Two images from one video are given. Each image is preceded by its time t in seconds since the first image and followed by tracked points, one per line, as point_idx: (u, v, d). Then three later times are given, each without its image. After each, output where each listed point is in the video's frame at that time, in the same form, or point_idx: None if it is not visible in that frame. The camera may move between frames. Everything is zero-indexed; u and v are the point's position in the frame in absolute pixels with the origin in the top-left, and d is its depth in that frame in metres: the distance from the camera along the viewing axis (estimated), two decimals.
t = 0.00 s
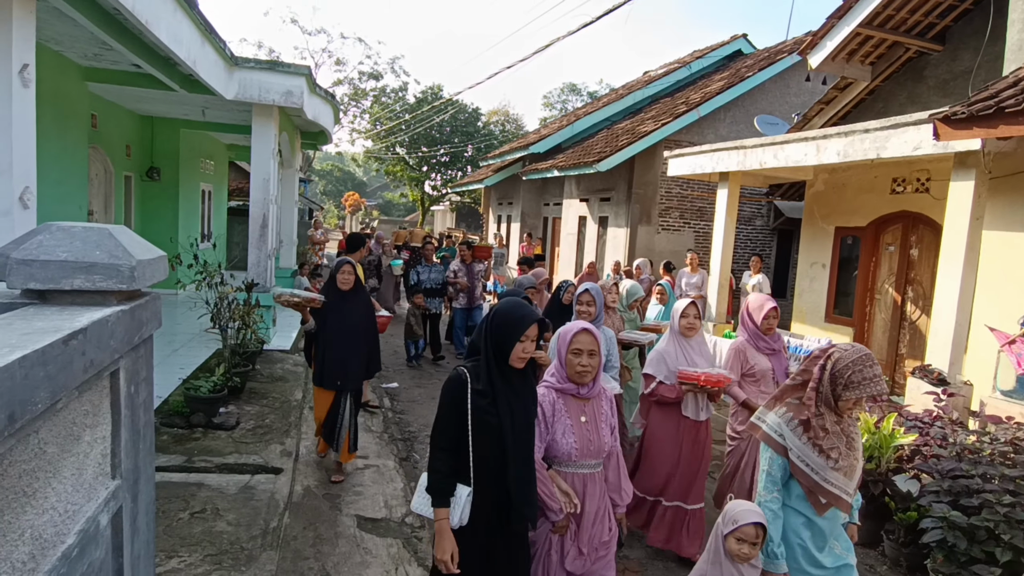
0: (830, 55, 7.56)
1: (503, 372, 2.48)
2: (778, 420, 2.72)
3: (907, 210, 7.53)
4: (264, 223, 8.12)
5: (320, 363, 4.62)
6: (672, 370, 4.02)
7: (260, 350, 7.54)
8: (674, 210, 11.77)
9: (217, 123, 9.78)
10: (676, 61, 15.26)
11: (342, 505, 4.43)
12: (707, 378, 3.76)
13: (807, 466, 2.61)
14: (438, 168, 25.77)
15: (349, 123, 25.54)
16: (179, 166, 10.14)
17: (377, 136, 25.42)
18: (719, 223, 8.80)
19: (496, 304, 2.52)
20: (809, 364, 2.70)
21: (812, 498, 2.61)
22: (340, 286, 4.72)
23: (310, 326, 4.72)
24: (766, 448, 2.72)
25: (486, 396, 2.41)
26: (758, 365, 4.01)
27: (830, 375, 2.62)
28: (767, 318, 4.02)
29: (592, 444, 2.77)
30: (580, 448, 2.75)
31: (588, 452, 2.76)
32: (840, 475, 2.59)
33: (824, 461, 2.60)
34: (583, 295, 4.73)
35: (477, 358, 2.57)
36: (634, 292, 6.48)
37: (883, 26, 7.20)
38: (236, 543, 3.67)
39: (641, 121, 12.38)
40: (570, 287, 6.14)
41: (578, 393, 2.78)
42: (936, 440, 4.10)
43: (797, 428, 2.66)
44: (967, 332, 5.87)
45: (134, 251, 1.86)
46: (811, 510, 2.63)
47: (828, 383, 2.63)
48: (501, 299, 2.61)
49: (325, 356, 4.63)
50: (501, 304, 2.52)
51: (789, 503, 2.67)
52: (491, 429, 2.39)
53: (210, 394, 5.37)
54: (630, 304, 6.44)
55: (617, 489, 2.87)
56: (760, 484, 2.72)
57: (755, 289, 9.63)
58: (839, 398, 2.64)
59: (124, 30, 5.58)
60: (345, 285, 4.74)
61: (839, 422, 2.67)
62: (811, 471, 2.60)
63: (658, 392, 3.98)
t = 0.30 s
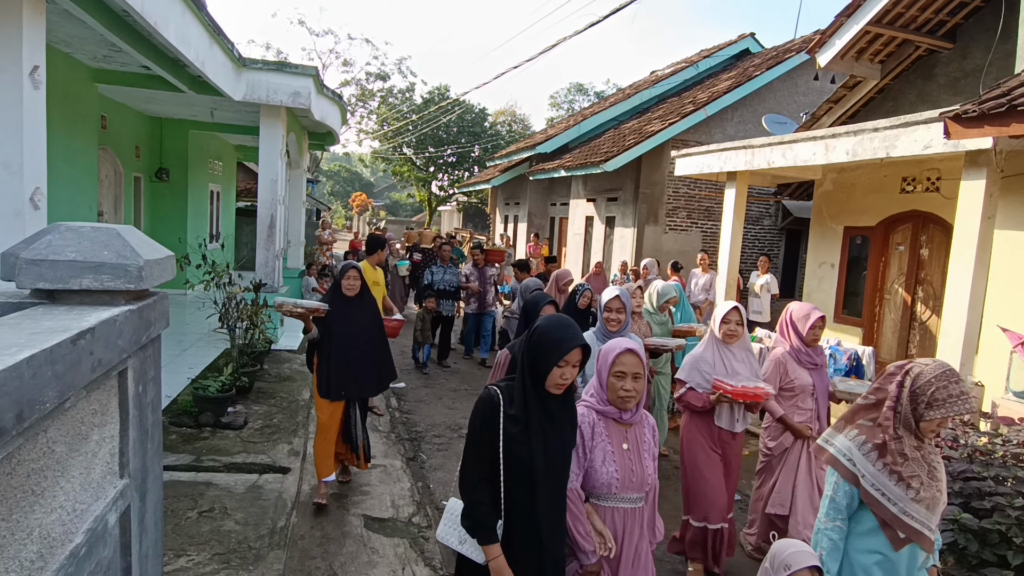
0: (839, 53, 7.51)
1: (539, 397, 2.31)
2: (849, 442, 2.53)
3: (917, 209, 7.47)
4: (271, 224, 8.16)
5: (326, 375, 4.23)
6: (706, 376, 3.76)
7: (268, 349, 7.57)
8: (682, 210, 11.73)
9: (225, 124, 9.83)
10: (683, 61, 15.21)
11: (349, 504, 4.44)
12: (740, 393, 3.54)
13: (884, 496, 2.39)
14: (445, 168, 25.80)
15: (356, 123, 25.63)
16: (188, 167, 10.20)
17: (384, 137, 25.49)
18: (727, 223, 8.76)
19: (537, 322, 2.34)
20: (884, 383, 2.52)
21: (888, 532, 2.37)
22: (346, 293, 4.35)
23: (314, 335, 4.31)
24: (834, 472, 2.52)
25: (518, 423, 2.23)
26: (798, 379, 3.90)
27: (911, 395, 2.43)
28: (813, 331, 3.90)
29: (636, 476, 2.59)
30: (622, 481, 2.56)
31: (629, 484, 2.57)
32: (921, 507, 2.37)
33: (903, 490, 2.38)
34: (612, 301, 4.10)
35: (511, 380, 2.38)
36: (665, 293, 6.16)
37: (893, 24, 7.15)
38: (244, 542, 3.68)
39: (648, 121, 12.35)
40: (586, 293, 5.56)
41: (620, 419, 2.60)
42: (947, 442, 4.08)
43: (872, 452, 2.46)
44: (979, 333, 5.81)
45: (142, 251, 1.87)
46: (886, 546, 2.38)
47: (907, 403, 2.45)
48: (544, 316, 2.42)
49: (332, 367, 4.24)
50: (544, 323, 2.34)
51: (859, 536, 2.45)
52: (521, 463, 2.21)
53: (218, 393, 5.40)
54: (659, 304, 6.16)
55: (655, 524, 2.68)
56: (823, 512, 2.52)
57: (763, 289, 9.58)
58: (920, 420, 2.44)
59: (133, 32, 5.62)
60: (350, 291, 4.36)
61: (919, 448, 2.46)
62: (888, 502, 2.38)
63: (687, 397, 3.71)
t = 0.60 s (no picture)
0: (848, 51, 7.45)
1: (586, 423, 2.08)
2: (927, 452, 2.30)
3: (927, 209, 7.40)
4: (279, 225, 8.19)
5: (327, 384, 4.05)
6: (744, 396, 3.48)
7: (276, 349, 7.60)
8: (690, 210, 11.68)
9: (234, 125, 9.88)
10: (691, 60, 15.15)
11: (356, 505, 4.44)
12: (786, 419, 3.25)
13: (967, 513, 2.18)
14: (452, 169, 25.81)
15: (364, 124, 25.72)
16: (197, 169, 10.26)
17: (391, 137, 25.56)
18: (735, 222, 8.71)
19: (588, 340, 2.12)
20: (972, 390, 2.27)
21: (969, 552, 2.17)
22: (345, 297, 4.24)
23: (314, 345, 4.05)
24: (910, 485, 2.31)
25: (562, 453, 2.00)
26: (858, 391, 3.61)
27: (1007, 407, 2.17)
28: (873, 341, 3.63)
29: (694, 502, 2.48)
30: (680, 505, 2.45)
31: (686, 508, 2.46)
32: (1010, 528, 2.16)
33: (989, 508, 2.18)
34: (638, 307, 3.90)
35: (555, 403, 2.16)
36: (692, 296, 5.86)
37: (903, 22, 7.08)
38: (252, 541, 3.69)
39: (655, 121, 12.31)
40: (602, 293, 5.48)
41: (677, 439, 2.51)
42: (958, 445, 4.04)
43: (957, 467, 2.24)
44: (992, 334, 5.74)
45: (150, 252, 1.88)
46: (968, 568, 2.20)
47: (998, 416, 2.20)
48: (595, 331, 2.19)
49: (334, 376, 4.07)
50: (596, 340, 2.11)
51: (937, 555, 2.27)
52: (565, 498, 1.97)
53: (226, 393, 5.42)
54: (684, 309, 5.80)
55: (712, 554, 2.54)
56: (901, 527, 2.33)
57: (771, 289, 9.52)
58: (1011, 435, 2.20)
59: (143, 34, 5.66)
60: (346, 295, 4.26)
61: (1008, 463, 2.22)
62: (972, 519, 2.18)
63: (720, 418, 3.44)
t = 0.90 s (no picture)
0: (858, 52, 7.41)
1: (641, 465, 1.96)
2: (1003, 477, 2.03)
3: (938, 210, 7.34)
4: (289, 227, 8.24)
5: (332, 396, 3.84)
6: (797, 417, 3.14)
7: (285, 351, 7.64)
8: (698, 211, 11.64)
9: (243, 128, 9.96)
10: (699, 62, 15.11)
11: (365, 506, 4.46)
12: (854, 444, 2.92)
13: None
14: (460, 171, 25.88)
15: (372, 127, 25.85)
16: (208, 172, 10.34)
17: (399, 140, 25.67)
18: (745, 224, 8.68)
19: (646, 372, 1.97)
20: None
21: None
22: (349, 307, 3.96)
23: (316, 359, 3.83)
24: (982, 514, 2.02)
25: (614, 500, 1.90)
26: (913, 409, 3.34)
27: None
28: (930, 355, 3.35)
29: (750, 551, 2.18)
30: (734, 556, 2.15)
31: (742, 559, 2.17)
32: None
33: None
34: (658, 313, 3.73)
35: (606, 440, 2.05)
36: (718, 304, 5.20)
37: (913, 22, 7.04)
38: (261, 543, 3.71)
39: (663, 123, 12.29)
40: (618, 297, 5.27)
41: (727, 481, 2.23)
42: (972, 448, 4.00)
43: None
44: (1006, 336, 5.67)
45: (163, 255, 1.89)
46: None
47: None
48: (653, 359, 2.05)
49: (341, 389, 3.84)
50: (655, 374, 1.97)
51: None
52: (615, 549, 1.87)
53: (236, 395, 5.46)
54: (712, 317, 5.17)
55: None
56: (968, 560, 2.01)
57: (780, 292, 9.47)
58: None
59: (155, 40, 5.71)
60: (353, 304, 3.96)
61: None
62: None
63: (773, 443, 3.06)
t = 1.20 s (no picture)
0: (863, 57, 7.41)
1: (704, 523, 1.66)
2: None
3: (945, 214, 7.30)
4: (295, 232, 8.28)
5: (342, 415, 3.66)
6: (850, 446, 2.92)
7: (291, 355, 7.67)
8: (703, 216, 11.63)
9: (250, 134, 10.02)
10: (705, 66, 15.13)
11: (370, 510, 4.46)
12: (921, 502, 2.69)
13: None
14: (465, 176, 25.96)
15: (378, 132, 25.99)
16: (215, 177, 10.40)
17: (405, 145, 25.80)
18: (750, 229, 8.67)
19: (708, 412, 1.66)
20: None
21: None
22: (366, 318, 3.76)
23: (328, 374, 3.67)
24: None
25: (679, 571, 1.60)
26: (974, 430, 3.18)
27: None
28: (991, 369, 3.17)
29: None
30: None
31: None
32: None
33: None
34: (704, 336, 3.19)
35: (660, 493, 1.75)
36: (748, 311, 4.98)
37: (919, 26, 7.03)
38: (267, 547, 3.72)
39: (669, 127, 12.30)
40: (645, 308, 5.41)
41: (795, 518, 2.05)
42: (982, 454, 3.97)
43: None
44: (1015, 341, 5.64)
45: (172, 260, 1.91)
46: None
47: None
48: (713, 394, 1.73)
49: (352, 407, 3.63)
50: (716, 412, 1.65)
51: None
52: None
53: (242, 399, 5.48)
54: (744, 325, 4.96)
55: None
56: None
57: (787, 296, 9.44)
58: None
59: (163, 46, 5.77)
60: (372, 315, 3.72)
61: None
62: None
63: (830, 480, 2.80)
